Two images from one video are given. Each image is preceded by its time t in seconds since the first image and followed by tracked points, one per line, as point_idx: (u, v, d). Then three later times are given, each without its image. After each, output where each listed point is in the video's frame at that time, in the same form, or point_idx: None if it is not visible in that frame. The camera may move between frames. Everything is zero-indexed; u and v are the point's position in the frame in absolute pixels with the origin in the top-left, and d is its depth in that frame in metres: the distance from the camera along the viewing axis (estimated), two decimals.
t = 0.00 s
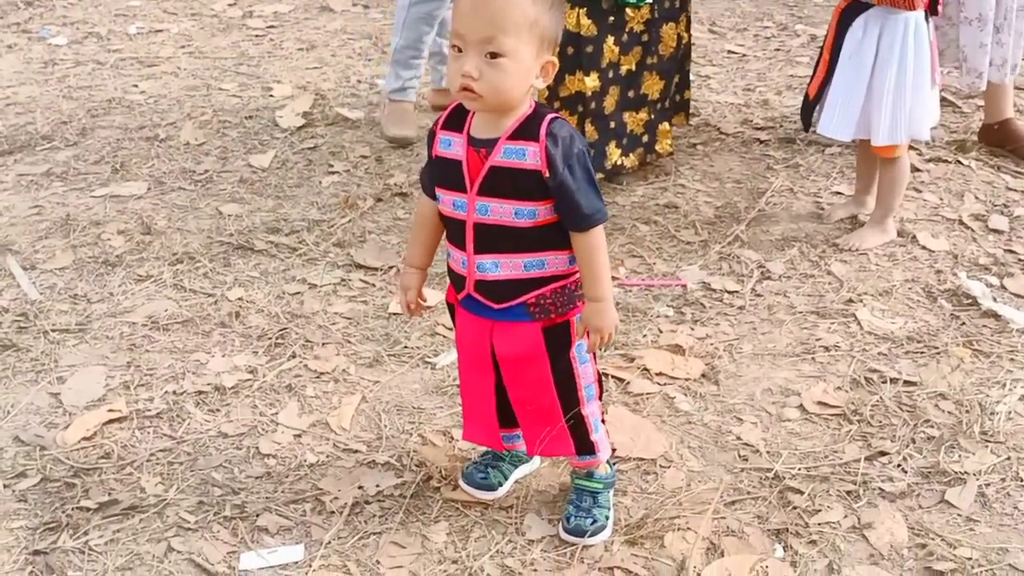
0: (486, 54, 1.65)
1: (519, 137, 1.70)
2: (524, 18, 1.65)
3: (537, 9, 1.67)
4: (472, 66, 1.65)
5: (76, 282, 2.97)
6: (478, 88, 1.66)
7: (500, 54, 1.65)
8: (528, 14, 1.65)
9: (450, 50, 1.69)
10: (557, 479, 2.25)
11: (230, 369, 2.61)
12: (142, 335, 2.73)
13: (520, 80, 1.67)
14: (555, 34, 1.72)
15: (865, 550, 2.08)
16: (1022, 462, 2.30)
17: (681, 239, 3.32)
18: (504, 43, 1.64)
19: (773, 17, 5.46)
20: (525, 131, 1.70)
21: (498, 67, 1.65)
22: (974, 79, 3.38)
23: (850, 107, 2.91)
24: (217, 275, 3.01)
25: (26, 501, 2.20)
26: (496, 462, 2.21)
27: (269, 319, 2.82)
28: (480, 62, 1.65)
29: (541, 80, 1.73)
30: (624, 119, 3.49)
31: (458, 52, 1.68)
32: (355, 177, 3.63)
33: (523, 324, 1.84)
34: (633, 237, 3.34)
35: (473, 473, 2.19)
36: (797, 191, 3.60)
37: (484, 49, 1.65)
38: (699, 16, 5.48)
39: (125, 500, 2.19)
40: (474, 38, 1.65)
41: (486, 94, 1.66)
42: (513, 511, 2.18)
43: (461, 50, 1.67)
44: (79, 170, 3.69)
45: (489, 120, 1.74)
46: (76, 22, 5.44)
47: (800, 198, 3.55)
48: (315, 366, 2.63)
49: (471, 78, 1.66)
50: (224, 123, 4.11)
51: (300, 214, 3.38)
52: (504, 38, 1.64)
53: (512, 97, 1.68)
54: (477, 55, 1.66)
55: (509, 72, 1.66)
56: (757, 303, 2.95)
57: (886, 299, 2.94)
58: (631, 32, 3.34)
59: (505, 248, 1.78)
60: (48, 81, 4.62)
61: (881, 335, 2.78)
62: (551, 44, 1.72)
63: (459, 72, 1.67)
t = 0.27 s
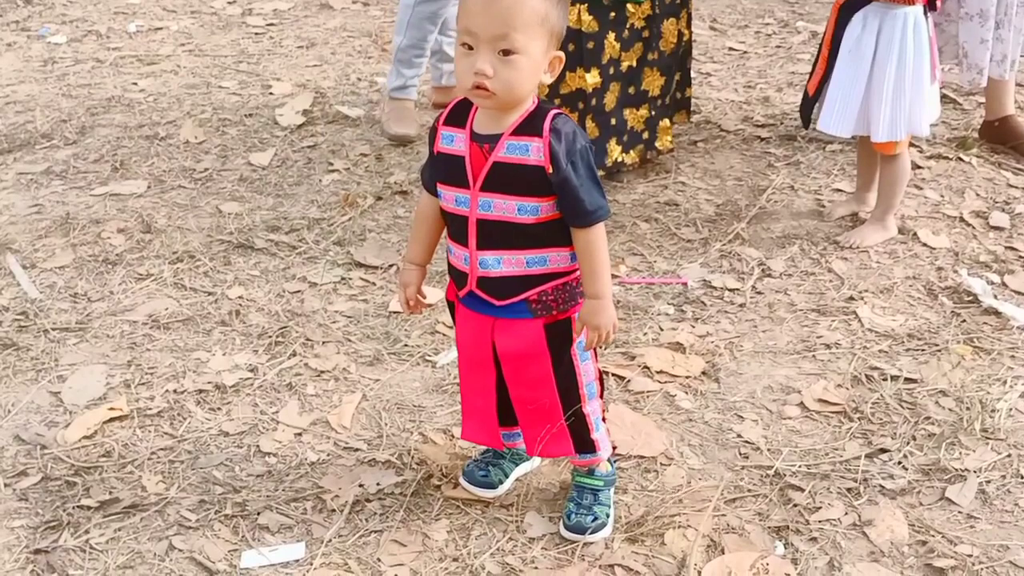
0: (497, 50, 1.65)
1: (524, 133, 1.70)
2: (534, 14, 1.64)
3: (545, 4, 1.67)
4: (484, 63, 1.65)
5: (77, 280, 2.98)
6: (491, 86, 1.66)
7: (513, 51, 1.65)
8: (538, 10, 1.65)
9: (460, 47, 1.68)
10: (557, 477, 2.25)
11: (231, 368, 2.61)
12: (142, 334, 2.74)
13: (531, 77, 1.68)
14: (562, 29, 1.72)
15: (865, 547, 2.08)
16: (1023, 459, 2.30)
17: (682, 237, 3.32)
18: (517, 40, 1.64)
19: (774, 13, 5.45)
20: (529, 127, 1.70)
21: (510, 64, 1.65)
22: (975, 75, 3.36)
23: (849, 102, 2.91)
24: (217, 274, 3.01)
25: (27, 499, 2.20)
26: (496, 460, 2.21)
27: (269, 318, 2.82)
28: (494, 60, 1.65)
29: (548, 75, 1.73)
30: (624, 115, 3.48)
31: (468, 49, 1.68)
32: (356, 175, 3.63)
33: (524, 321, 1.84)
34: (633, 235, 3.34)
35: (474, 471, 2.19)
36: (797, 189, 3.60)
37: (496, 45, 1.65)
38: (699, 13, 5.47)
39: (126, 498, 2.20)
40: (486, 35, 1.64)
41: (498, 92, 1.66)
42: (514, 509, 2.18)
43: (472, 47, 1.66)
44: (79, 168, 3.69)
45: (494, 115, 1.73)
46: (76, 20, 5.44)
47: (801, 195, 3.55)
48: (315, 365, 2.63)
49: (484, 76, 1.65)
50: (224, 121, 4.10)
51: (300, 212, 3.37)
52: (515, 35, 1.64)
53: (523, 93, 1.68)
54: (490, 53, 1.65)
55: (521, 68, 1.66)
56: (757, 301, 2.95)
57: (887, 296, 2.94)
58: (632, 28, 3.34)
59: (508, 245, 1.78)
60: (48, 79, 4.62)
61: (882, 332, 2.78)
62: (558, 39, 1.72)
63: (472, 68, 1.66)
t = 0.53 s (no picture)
0: (511, 50, 1.64)
1: (528, 130, 1.70)
2: (546, 12, 1.65)
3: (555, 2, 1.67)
4: (503, 63, 1.64)
5: (76, 279, 2.97)
6: (507, 85, 1.65)
7: (529, 50, 1.65)
8: (549, 9, 1.65)
9: (472, 47, 1.67)
10: (557, 475, 2.25)
11: (230, 367, 2.61)
12: (142, 333, 2.74)
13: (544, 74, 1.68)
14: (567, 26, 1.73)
15: (865, 545, 2.08)
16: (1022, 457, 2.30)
17: (682, 235, 3.32)
18: (533, 39, 1.64)
19: (773, 11, 5.44)
20: (533, 125, 1.70)
21: (526, 63, 1.65)
22: (976, 70, 3.38)
23: (849, 100, 2.90)
24: (216, 272, 3.01)
25: (27, 499, 2.20)
26: (496, 459, 2.21)
27: (269, 317, 2.81)
28: (510, 59, 1.64)
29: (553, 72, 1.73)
30: (624, 112, 3.48)
31: (481, 49, 1.66)
32: (355, 173, 3.63)
33: (529, 319, 1.84)
34: (633, 233, 3.34)
35: (474, 469, 2.19)
36: (797, 186, 3.60)
37: (512, 45, 1.64)
38: (699, 11, 5.47)
39: (126, 497, 2.20)
40: (501, 35, 1.63)
41: (514, 91, 1.66)
42: (514, 508, 2.18)
43: (487, 46, 1.65)
44: (78, 167, 3.69)
45: (501, 113, 1.73)
46: (75, 19, 5.44)
47: (801, 193, 3.55)
48: (315, 364, 2.63)
49: (502, 76, 1.65)
50: (223, 120, 4.10)
51: (299, 210, 3.37)
52: (531, 34, 1.63)
53: (535, 91, 1.69)
54: (506, 53, 1.65)
55: (536, 67, 1.66)
56: (757, 299, 2.95)
57: (887, 294, 2.94)
58: (632, 24, 3.33)
59: (512, 243, 1.78)
60: (47, 77, 4.61)
61: (882, 330, 2.78)
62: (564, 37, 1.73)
63: (487, 68, 1.65)
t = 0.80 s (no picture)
0: (528, 52, 1.65)
1: (531, 132, 1.70)
2: (558, 14, 1.65)
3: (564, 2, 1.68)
4: (524, 66, 1.65)
5: (75, 280, 2.97)
6: (524, 87, 1.66)
7: (544, 52, 1.66)
8: (560, 10, 1.66)
9: (486, 51, 1.66)
10: (557, 475, 2.25)
11: (229, 367, 2.61)
12: (141, 333, 2.74)
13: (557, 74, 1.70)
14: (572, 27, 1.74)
15: (865, 544, 2.08)
16: (1022, 455, 2.30)
17: (681, 234, 3.32)
18: (548, 41, 1.65)
19: (772, 10, 5.45)
20: (537, 126, 1.70)
21: (541, 64, 1.66)
22: (978, 70, 3.38)
23: (848, 100, 2.90)
24: (215, 273, 3.01)
25: (26, 499, 2.20)
26: (495, 458, 2.20)
27: (268, 317, 2.81)
28: (526, 61, 1.65)
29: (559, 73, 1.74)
30: (623, 112, 3.48)
31: (496, 53, 1.66)
32: (354, 173, 3.63)
33: (532, 321, 1.84)
34: (632, 232, 3.34)
35: (473, 469, 2.19)
36: (796, 185, 3.60)
37: (528, 48, 1.65)
38: (698, 10, 5.47)
39: (126, 497, 2.19)
40: (519, 39, 1.63)
41: (530, 93, 1.67)
42: (513, 507, 2.18)
43: (502, 50, 1.65)
44: (77, 168, 3.68)
45: (507, 114, 1.73)
46: (73, 19, 5.43)
47: (800, 192, 3.55)
48: (314, 363, 2.63)
49: (518, 79, 1.65)
50: (222, 120, 4.10)
51: (298, 210, 3.37)
52: (548, 36, 1.64)
53: (547, 92, 1.70)
54: (522, 55, 1.65)
55: (551, 67, 1.68)
56: (756, 298, 2.95)
57: (886, 293, 2.94)
58: (629, 23, 3.33)
59: (516, 246, 1.77)
60: (45, 78, 4.61)
61: (881, 329, 2.78)
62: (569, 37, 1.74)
63: (503, 72, 1.65)
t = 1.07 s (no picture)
0: (540, 56, 1.65)
1: (538, 136, 1.70)
2: (568, 18, 1.65)
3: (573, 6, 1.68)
4: (536, 71, 1.65)
5: (73, 281, 2.97)
6: (535, 92, 1.66)
7: (555, 56, 1.66)
8: (570, 14, 1.66)
9: (496, 57, 1.66)
10: (555, 475, 2.25)
11: (228, 367, 2.61)
12: (139, 333, 2.73)
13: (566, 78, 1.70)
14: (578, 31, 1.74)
15: (863, 543, 2.08)
16: (1021, 454, 2.30)
17: (679, 234, 3.32)
18: (559, 46, 1.65)
19: (770, 10, 5.45)
20: (544, 131, 1.70)
21: (552, 69, 1.66)
22: (979, 70, 3.38)
23: (847, 99, 2.90)
24: (213, 273, 3.01)
25: (25, 499, 2.19)
26: (494, 458, 2.20)
27: (266, 317, 2.81)
28: (537, 66, 1.65)
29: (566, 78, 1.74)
30: (619, 112, 3.48)
31: (507, 58, 1.66)
32: (352, 174, 3.63)
33: (538, 326, 1.84)
34: (630, 232, 3.34)
35: (471, 469, 2.19)
36: (794, 185, 3.60)
37: (540, 53, 1.65)
38: (696, 10, 5.47)
39: (125, 498, 2.19)
40: (532, 44, 1.63)
41: (541, 97, 1.67)
42: (512, 507, 2.18)
43: (513, 55, 1.65)
44: (75, 169, 3.68)
45: (515, 119, 1.72)
46: (71, 21, 5.43)
47: (798, 191, 3.55)
48: (313, 363, 2.62)
49: (530, 83, 1.65)
50: (220, 121, 4.10)
51: (297, 211, 3.37)
52: (559, 41, 1.65)
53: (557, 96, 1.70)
54: (534, 59, 1.65)
55: (561, 72, 1.68)
56: (755, 298, 2.95)
57: (885, 292, 2.94)
58: (626, 24, 3.34)
59: (523, 250, 1.77)
60: (43, 79, 4.61)
61: (880, 328, 2.78)
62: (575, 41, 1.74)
63: (514, 77, 1.65)
